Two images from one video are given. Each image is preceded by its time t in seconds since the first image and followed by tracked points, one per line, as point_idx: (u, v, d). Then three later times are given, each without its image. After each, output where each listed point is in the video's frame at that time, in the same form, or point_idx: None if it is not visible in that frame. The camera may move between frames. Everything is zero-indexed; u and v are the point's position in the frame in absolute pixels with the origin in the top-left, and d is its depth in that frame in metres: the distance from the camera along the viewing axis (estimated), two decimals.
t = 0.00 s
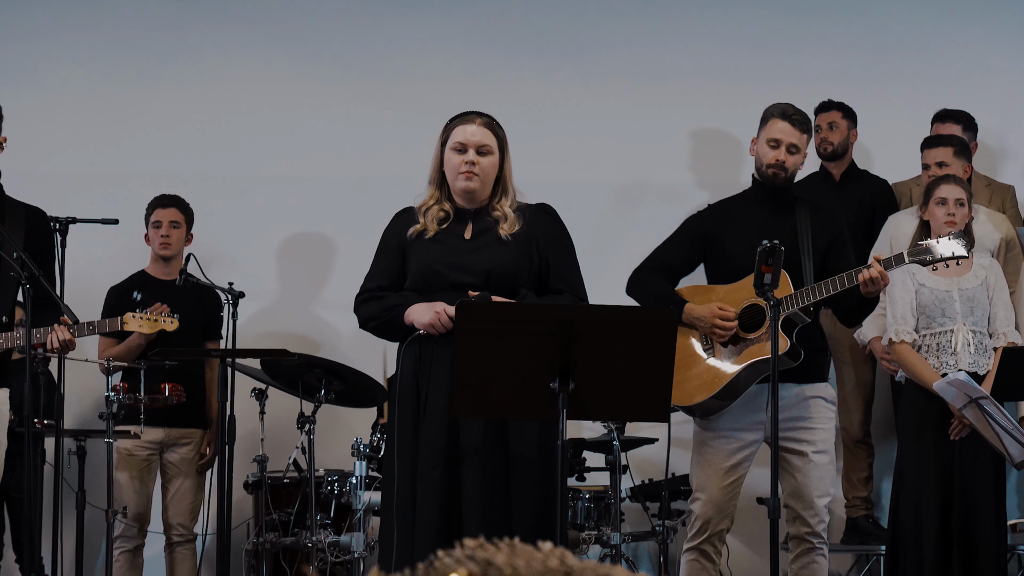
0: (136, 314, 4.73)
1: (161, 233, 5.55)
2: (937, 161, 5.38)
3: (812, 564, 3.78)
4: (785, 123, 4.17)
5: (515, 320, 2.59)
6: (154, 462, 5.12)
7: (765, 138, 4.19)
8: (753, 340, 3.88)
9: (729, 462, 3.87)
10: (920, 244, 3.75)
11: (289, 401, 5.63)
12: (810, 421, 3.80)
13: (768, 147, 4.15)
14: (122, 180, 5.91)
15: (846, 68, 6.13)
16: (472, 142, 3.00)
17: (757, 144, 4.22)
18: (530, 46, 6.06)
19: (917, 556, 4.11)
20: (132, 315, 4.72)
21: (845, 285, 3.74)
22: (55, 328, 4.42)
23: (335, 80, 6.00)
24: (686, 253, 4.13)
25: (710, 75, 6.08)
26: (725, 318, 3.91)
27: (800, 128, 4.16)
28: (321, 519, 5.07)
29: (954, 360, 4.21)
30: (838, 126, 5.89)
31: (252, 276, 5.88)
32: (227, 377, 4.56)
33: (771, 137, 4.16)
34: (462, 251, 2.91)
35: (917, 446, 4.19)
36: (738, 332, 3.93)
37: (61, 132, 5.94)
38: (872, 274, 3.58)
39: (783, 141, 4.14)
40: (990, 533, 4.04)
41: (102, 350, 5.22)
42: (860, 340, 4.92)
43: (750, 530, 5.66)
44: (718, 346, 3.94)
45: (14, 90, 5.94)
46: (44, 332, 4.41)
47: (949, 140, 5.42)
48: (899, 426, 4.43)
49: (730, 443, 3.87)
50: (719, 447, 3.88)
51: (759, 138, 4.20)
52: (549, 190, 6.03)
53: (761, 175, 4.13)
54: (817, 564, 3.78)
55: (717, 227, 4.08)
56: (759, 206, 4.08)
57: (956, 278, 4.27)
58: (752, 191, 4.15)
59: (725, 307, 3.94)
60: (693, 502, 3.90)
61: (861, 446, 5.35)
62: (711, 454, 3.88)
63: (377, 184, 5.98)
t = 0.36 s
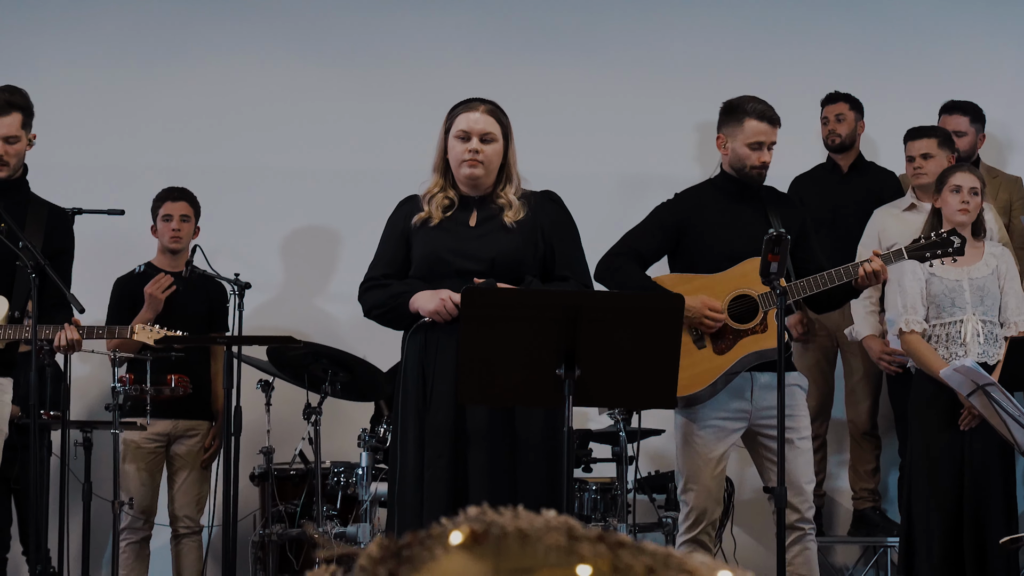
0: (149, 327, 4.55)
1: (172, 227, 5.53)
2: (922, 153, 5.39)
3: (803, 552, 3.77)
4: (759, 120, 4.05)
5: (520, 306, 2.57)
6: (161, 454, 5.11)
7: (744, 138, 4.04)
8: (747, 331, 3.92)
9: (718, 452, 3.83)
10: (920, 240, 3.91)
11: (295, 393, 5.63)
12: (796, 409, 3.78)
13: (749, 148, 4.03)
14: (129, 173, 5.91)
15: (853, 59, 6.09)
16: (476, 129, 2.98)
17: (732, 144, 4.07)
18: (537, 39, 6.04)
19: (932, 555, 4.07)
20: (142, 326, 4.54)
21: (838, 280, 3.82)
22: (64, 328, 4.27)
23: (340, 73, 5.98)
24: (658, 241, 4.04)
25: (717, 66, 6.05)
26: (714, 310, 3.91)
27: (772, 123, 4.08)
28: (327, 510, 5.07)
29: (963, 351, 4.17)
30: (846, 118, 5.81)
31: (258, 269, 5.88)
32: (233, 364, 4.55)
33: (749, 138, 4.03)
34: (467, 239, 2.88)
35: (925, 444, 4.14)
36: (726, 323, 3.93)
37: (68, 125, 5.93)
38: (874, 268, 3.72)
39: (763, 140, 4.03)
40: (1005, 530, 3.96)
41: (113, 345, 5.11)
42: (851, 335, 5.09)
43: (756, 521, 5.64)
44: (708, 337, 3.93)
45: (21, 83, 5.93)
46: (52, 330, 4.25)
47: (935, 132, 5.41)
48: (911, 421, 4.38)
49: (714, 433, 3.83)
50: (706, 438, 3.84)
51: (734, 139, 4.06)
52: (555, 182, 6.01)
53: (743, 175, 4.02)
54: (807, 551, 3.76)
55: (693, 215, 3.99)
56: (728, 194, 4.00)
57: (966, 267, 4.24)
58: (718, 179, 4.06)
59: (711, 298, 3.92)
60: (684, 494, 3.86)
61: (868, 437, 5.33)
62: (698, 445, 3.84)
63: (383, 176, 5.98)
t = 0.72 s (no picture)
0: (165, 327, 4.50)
1: (183, 226, 5.58)
2: (929, 149, 5.45)
3: (805, 545, 3.77)
4: (736, 132, 3.99)
5: (528, 299, 2.57)
6: (170, 450, 5.12)
7: (726, 151, 3.97)
8: (751, 331, 3.90)
9: (720, 448, 3.83)
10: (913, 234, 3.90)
11: (303, 389, 5.64)
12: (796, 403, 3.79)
13: (733, 159, 3.97)
14: (139, 170, 5.92)
15: (863, 54, 6.07)
16: (485, 124, 2.97)
17: (713, 157, 4.00)
18: (545, 34, 6.02)
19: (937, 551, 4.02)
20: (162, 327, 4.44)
21: (837, 277, 3.80)
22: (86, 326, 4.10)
23: (348, 70, 5.98)
24: (649, 246, 4.03)
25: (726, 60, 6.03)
26: (719, 318, 3.87)
27: (749, 129, 4.01)
28: (336, 506, 5.07)
29: (972, 347, 4.14)
30: (855, 115, 5.88)
31: (267, 266, 5.88)
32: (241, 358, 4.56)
33: (731, 151, 3.97)
34: (475, 233, 2.88)
35: (931, 439, 4.12)
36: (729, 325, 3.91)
37: (78, 122, 5.94)
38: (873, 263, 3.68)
39: (745, 150, 3.98)
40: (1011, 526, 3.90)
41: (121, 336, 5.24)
42: (858, 334, 5.06)
43: (764, 518, 5.63)
44: (713, 343, 3.88)
45: (32, 80, 5.94)
46: (73, 329, 4.08)
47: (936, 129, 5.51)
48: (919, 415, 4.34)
49: (714, 429, 3.82)
50: (708, 434, 3.83)
51: (715, 152, 4.00)
52: (564, 178, 5.99)
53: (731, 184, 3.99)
54: (809, 545, 3.74)
55: (679, 215, 3.99)
56: (705, 193, 4.00)
57: (974, 263, 4.22)
58: (699, 178, 4.06)
59: (714, 305, 3.89)
60: (686, 491, 3.84)
61: (878, 433, 5.30)
62: (701, 442, 3.83)
63: (390, 173, 5.98)
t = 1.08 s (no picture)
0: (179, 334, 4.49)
1: (195, 233, 5.56)
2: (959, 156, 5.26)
3: (817, 552, 3.74)
4: (745, 135, 4.03)
5: (534, 304, 2.56)
6: (182, 455, 5.14)
7: (735, 155, 4.00)
8: (763, 336, 3.90)
9: (733, 452, 3.82)
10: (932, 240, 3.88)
11: (314, 394, 5.65)
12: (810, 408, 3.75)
13: (743, 163, 3.98)
14: (151, 176, 5.94)
15: (875, 56, 6.04)
16: (495, 130, 2.96)
17: (725, 162, 4.04)
18: (554, 38, 6.02)
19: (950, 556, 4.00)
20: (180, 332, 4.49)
21: (851, 281, 3.77)
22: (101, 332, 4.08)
23: (359, 75, 6.00)
24: (664, 248, 4.06)
25: (735, 63, 6.01)
26: (727, 322, 3.89)
27: (759, 132, 4.04)
28: (348, 511, 5.08)
29: (985, 350, 4.11)
30: (866, 119, 5.76)
31: (278, 271, 5.90)
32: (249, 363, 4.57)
33: (741, 154, 3.99)
34: (484, 238, 2.87)
35: (945, 443, 4.08)
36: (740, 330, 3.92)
37: (90, 127, 5.95)
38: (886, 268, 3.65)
39: (755, 153, 3.99)
40: None
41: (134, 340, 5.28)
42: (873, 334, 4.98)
43: (777, 522, 5.60)
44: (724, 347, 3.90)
45: (45, 86, 5.96)
46: (87, 334, 4.05)
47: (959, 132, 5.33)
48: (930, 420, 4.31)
49: (729, 433, 3.81)
50: (721, 438, 3.81)
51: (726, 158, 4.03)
52: (574, 181, 5.98)
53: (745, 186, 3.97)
54: (823, 550, 3.73)
55: (696, 220, 3.99)
56: (724, 195, 3.99)
57: (983, 267, 4.20)
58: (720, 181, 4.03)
59: (723, 311, 3.91)
60: (700, 494, 3.85)
61: (890, 437, 5.27)
62: (714, 444, 3.82)
63: (400, 178, 5.99)
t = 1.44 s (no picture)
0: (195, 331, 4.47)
1: (211, 232, 5.59)
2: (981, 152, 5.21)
3: (844, 556, 3.73)
4: (778, 132, 3.99)
5: (545, 303, 2.56)
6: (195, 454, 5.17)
7: (770, 153, 3.98)
8: (788, 333, 3.83)
9: (763, 451, 3.80)
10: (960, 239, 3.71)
11: (326, 393, 5.67)
12: (845, 409, 3.72)
13: (778, 161, 3.95)
14: (163, 175, 5.97)
15: (888, 52, 6.01)
16: (508, 130, 2.96)
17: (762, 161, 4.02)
18: (565, 37, 6.02)
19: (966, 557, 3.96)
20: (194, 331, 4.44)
21: (878, 280, 3.70)
22: (115, 329, 4.10)
23: (370, 75, 6.02)
24: (702, 249, 4.11)
25: (746, 61, 5.99)
26: (751, 315, 3.87)
27: (793, 128, 4.00)
28: (360, 509, 5.10)
29: (998, 349, 4.07)
30: (879, 118, 5.86)
31: (291, 270, 5.92)
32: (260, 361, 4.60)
33: (774, 152, 3.96)
34: (496, 238, 2.86)
35: (959, 442, 4.04)
36: (766, 325, 3.89)
37: (102, 126, 5.97)
38: (910, 265, 3.55)
39: (789, 150, 3.95)
40: None
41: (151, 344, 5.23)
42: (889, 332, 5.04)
43: (791, 521, 5.59)
44: (749, 343, 3.89)
45: (57, 85, 5.98)
46: (103, 330, 4.07)
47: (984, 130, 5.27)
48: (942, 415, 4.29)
49: (761, 432, 3.81)
50: (753, 436, 3.81)
51: (762, 157, 4.02)
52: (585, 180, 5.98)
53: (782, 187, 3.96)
54: (849, 554, 3.71)
55: (733, 220, 4.00)
56: (766, 196, 3.99)
57: (998, 266, 4.14)
58: (764, 183, 4.02)
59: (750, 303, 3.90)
60: (728, 491, 3.84)
61: (903, 436, 5.25)
62: (744, 443, 3.82)
63: (411, 177, 6.00)
